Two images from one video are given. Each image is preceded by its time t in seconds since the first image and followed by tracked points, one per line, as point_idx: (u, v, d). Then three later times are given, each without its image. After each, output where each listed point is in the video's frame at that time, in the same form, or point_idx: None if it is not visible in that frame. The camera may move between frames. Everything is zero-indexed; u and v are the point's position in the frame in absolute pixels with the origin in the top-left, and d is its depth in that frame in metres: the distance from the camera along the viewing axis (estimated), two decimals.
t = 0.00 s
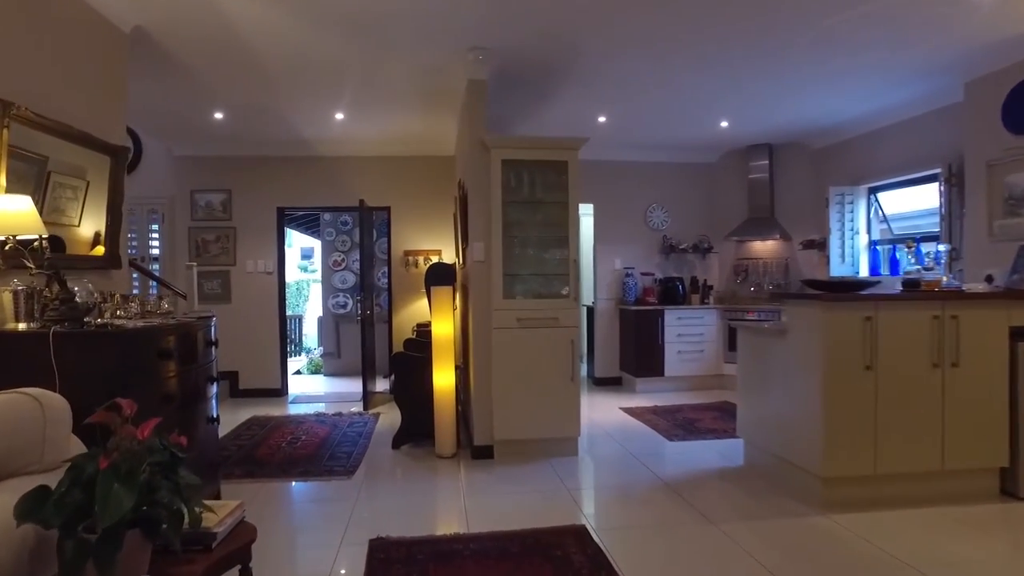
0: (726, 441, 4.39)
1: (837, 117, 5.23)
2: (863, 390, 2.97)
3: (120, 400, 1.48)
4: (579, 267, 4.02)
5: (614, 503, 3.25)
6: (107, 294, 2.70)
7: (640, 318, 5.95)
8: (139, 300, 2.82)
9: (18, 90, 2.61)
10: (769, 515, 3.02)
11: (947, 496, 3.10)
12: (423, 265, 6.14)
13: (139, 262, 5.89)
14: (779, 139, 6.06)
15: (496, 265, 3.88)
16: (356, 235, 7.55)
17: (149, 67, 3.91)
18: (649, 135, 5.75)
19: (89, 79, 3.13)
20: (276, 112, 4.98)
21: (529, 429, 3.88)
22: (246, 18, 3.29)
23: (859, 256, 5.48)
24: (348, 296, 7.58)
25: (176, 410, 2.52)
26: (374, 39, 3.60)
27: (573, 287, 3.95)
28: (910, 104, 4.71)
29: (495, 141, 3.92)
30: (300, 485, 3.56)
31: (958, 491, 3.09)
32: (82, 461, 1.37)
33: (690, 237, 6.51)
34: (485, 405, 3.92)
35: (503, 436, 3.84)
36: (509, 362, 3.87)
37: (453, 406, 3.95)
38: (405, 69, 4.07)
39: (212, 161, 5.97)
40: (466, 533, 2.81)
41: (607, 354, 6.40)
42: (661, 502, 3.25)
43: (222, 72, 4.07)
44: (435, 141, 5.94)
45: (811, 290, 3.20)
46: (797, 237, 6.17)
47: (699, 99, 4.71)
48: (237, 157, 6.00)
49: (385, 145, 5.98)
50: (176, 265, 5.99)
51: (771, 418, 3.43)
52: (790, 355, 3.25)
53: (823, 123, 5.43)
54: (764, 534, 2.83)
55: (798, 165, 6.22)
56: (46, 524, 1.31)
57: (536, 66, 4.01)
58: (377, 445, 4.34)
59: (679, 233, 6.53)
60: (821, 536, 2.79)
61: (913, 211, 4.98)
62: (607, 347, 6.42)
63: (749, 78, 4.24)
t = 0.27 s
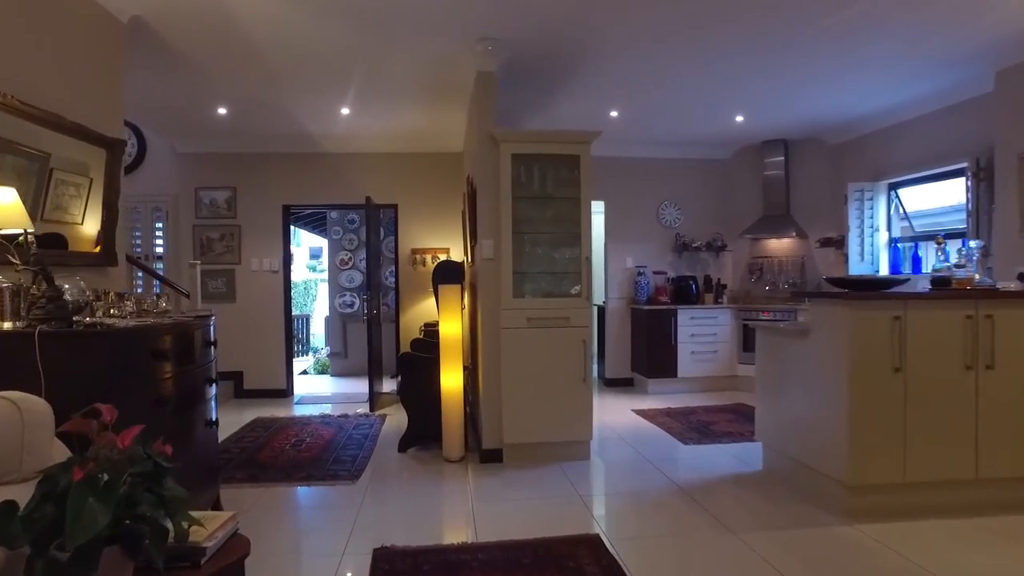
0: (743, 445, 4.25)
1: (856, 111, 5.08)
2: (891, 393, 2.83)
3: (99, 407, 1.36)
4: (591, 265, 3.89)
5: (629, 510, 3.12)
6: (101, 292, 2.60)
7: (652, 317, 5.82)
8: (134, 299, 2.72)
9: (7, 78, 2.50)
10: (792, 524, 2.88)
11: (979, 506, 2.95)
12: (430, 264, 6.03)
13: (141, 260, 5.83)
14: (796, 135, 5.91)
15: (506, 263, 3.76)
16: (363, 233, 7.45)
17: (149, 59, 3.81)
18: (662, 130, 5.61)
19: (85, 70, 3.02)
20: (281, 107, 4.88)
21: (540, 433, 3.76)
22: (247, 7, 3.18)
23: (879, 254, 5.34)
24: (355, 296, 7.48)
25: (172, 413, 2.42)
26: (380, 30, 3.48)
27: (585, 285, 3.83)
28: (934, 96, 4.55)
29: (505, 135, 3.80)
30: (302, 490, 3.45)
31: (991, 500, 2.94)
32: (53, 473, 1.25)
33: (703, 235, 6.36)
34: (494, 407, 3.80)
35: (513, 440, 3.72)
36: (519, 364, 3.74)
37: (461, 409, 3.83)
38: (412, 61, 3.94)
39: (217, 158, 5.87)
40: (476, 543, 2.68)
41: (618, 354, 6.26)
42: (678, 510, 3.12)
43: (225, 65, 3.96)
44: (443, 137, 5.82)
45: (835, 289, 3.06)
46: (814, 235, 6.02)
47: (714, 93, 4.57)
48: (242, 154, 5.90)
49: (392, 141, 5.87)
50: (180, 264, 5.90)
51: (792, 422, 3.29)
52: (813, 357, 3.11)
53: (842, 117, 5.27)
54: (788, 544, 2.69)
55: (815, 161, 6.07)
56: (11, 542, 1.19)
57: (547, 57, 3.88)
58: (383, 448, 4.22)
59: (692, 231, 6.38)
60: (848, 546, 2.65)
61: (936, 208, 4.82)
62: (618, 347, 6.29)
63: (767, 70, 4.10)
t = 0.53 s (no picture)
0: (759, 452, 4.08)
1: (876, 105, 4.90)
2: (923, 400, 2.66)
3: (64, 423, 1.21)
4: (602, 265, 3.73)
5: (643, 522, 2.97)
6: (88, 293, 2.46)
7: (664, 319, 5.66)
8: (123, 300, 2.58)
9: None
10: (817, 539, 2.72)
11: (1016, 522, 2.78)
12: (435, 264, 5.88)
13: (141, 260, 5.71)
14: (812, 131, 5.74)
15: (514, 262, 3.61)
16: (367, 233, 7.31)
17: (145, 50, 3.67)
18: (674, 126, 5.45)
19: (74, 60, 2.89)
20: (282, 102, 4.74)
21: (549, 440, 3.60)
22: None
23: (899, 254, 5.16)
24: (359, 296, 7.34)
25: (161, 422, 2.28)
26: (384, 19, 3.33)
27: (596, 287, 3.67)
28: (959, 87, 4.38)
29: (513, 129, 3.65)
30: (301, 499, 3.31)
31: None
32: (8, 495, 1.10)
33: (716, 234, 6.20)
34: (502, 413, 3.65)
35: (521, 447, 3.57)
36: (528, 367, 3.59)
37: (466, 414, 3.68)
38: (417, 53, 3.80)
39: (218, 156, 5.74)
40: (482, 559, 2.53)
41: (628, 357, 6.10)
42: (695, 522, 2.96)
43: (222, 57, 3.82)
44: (449, 134, 5.67)
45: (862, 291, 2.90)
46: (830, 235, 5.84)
47: (729, 87, 4.41)
48: (243, 151, 5.77)
49: (397, 138, 5.73)
50: (180, 264, 5.77)
51: (815, 431, 3.12)
52: (837, 362, 2.95)
53: (861, 112, 5.10)
54: (813, 561, 2.52)
55: (831, 158, 5.89)
56: None
57: (557, 49, 3.73)
58: (386, 454, 4.08)
59: (704, 230, 6.22)
60: (878, 564, 2.48)
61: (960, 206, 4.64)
62: (628, 349, 6.13)
63: (785, 62, 3.94)
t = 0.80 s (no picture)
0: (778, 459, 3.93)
1: (898, 99, 4.74)
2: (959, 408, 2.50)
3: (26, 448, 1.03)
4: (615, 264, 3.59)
5: (660, 534, 2.82)
6: (75, 295, 2.34)
7: (677, 320, 5.50)
8: (114, 302, 2.46)
9: None
10: (846, 555, 2.56)
11: None
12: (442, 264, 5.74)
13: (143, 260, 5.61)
14: (829, 126, 5.57)
15: (524, 262, 3.47)
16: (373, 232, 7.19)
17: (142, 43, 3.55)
18: (687, 122, 5.30)
19: (65, 51, 2.76)
20: (285, 98, 4.61)
21: (560, 446, 3.46)
22: None
23: (922, 253, 4.98)
24: (365, 297, 7.22)
25: (151, 431, 2.15)
26: (389, 10, 3.20)
27: (609, 287, 3.53)
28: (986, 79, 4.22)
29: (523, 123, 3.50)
30: (303, 508, 3.18)
31: None
32: None
33: (730, 233, 6.04)
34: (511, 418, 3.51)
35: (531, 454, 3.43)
36: (538, 371, 3.45)
37: (474, 419, 3.54)
38: (423, 45, 3.66)
39: (220, 153, 5.62)
40: None
41: (640, 359, 5.95)
42: (716, 534, 2.81)
43: (222, 50, 3.69)
44: (456, 130, 5.54)
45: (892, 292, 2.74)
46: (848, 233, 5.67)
47: (746, 79, 4.25)
48: (246, 149, 5.65)
49: (403, 135, 5.60)
50: (182, 264, 5.65)
51: (841, 439, 2.97)
52: (865, 367, 2.79)
53: (882, 106, 4.93)
54: None
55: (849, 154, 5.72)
56: None
57: (569, 40, 3.59)
58: (391, 460, 3.95)
59: (718, 229, 6.06)
60: None
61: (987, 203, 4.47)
62: (640, 351, 5.98)
63: (806, 53, 3.78)
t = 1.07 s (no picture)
0: (795, 465, 3.80)
1: (917, 94, 4.60)
2: (994, 413, 2.37)
3: None
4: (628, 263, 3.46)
5: (678, 545, 2.69)
6: (64, 295, 2.22)
7: (689, 321, 5.37)
8: (105, 302, 2.34)
9: None
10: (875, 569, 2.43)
11: None
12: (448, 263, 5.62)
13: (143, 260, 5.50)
14: (845, 122, 5.43)
15: (533, 260, 3.35)
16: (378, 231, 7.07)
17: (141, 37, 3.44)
18: (700, 118, 5.17)
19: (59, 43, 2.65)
20: (288, 94, 4.50)
21: (572, 451, 3.34)
22: None
23: (942, 252, 4.84)
24: (369, 297, 7.10)
25: (143, 438, 2.04)
26: None
27: (622, 287, 3.40)
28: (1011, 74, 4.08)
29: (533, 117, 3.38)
30: (305, 516, 3.06)
31: None
32: None
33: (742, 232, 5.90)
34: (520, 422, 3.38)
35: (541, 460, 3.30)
36: (548, 373, 3.33)
37: (482, 423, 3.42)
38: (429, 38, 3.54)
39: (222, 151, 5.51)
40: None
41: (650, 360, 5.82)
42: (736, 546, 2.68)
43: (224, 44, 3.58)
44: (462, 127, 5.41)
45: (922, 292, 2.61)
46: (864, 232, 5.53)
47: (761, 73, 4.12)
48: (248, 146, 5.54)
49: (408, 132, 5.48)
50: (183, 264, 5.55)
51: (866, 446, 2.84)
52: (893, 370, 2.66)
53: (901, 102, 4.80)
54: None
55: (865, 151, 5.58)
56: None
57: (580, 31, 3.46)
58: (396, 465, 3.83)
59: (730, 228, 5.93)
60: None
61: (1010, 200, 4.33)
62: (650, 353, 5.84)
63: (826, 45, 3.65)
